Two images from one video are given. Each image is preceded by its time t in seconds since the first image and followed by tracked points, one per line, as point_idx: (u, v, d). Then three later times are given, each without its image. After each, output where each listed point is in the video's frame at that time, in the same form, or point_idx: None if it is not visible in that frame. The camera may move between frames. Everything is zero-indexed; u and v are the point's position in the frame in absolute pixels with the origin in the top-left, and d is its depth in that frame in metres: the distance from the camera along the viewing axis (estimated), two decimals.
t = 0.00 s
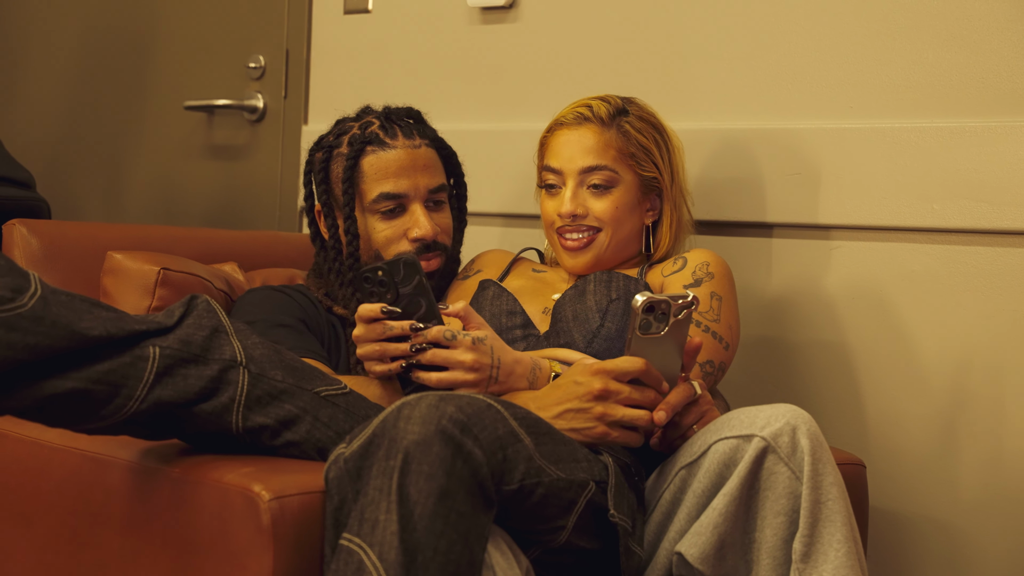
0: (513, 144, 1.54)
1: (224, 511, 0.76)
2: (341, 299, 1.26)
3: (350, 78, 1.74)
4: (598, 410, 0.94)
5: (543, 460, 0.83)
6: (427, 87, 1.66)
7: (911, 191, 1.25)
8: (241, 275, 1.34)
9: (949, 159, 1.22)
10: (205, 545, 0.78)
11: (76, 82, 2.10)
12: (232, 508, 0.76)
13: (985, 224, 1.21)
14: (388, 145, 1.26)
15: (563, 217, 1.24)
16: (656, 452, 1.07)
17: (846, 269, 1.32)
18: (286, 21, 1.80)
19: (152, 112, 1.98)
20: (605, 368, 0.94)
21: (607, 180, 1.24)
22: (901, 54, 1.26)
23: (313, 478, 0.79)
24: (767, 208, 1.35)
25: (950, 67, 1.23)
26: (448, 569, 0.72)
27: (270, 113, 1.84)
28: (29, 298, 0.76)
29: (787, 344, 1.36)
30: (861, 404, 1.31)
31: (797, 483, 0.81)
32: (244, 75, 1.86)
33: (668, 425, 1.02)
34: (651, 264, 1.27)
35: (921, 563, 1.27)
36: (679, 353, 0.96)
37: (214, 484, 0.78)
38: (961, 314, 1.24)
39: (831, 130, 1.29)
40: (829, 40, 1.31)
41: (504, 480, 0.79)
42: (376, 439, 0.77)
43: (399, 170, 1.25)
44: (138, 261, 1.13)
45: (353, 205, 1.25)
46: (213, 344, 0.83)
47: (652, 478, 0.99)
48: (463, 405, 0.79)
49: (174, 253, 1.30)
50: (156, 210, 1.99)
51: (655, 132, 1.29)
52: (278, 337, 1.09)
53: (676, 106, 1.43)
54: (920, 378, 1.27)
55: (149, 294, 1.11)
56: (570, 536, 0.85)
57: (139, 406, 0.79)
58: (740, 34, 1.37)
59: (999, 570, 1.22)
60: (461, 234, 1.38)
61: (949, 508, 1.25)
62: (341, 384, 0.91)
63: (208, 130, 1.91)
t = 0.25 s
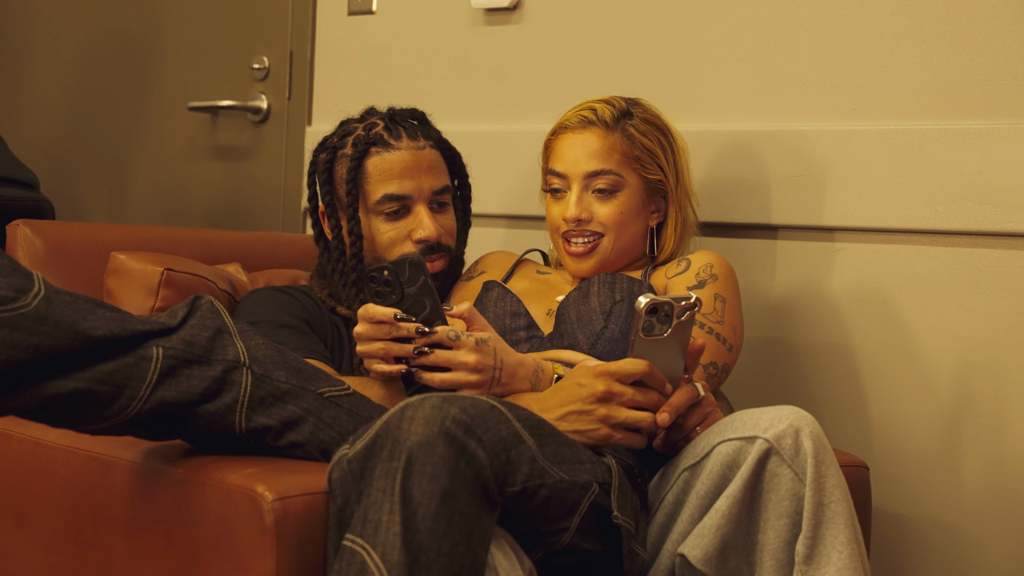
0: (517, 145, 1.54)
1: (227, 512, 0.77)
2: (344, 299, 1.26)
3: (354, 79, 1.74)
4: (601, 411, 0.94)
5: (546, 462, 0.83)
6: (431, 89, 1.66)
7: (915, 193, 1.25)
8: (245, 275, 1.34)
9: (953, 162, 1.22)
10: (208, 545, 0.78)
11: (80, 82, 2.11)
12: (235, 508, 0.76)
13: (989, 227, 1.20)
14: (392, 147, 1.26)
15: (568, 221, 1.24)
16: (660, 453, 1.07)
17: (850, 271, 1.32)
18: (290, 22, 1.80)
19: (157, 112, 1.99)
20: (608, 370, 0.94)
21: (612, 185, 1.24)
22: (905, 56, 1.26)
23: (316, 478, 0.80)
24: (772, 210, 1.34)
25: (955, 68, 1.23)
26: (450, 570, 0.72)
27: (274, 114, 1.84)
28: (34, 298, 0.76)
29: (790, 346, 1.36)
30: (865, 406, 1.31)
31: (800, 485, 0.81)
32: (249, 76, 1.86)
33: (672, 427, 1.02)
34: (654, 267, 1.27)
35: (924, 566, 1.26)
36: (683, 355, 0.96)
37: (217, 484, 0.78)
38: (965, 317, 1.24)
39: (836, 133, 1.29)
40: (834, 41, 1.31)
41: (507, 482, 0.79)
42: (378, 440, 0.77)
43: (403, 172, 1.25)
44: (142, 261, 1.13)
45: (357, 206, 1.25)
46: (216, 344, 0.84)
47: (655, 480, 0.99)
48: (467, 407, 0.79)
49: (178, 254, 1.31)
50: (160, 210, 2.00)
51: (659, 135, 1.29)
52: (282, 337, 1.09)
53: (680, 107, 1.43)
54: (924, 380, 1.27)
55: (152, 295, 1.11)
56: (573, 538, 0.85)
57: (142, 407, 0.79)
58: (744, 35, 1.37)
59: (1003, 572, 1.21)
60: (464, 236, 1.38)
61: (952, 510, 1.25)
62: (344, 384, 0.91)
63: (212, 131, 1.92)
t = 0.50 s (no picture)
0: (519, 146, 1.54)
1: (229, 512, 0.77)
2: (346, 299, 1.26)
3: (356, 80, 1.75)
4: (602, 413, 0.94)
5: (547, 462, 0.83)
6: (433, 90, 1.66)
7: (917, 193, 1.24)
8: (247, 276, 1.34)
9: (955, 162, 1.22)
10: (209, 546, 0.78)
11: (82, 83, 2.11)
12: (237, 509, 0.76)
13: (990, 228, 1.20)
14: (394, 147, 1.26)
15: (570, 222, 1.24)
16: (661, 454, 1.07)
17: (852, 272, 1.32)
18: (292, 23, 1.80)
19: (158, 113, 1.99)
20: (609, 371, 0.94)
21: (614, 185, 1.24)
22: (907, 56, 1.26)
23: (318, 479, 0.80)
24: (774, 211, 1.34)
25: (956, 69, 1.23)
26: (452, 570, 0.72)
27: (275, 115, 1.84)
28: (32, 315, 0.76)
29: (792, 347, 1.36)
30: (866, 406, 1.31)
31: (801, 485, 0.81)
32: (250, 76, 1.86)
33: (673, 427, 1.02)
34: (657, 267, 1.27)
35: (926, 566, 1.26)
36: (684, 355, 0.96)
37: (219, 485, 0.78)
38: (967, 317, 1.24)
39: (837, 133, 1.29)
40: (836, 42, 1.31)
41: (509, 483, 0.79)
42: (380, 441, 0.77)
43: (405, 172, 1.25)
44: (144, 262, 1.13)
45: (359, 207, 1.25)
46: (216, 346, 0.84)
47: (657, 480, 0.99)
48: (468, 407, 0.79)
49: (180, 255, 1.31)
50: (162, 211, 2.00)
51: (661, 135, 1.29)
52: (284, 338, 1.09)
53: (682, 108, 1.43)
54: (925, 381, 1.27)
55: (154, 295, 1.11)
56: (575, 538, 0.85)
57: (144, 413, 0.80)
58: (746, 35, 1.37)
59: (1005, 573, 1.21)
60: (466, 236, 1.38)
61: (954, 511, 1.25)
62: (345, 385, 0.91)
63: (214, 132, 1.92)
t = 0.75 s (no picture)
0: (520, 145, 1.54)
1: (230, 512, 0.77)
2: (347, 299, 1.26)
3: (357, 80, 1.75)
4: (604, 413, 0.94)
5: (549, 462, 0.83)
6: (434, 89, 1.66)
7: (918, 193, 1.24)
8: (249, 276, 1.34)
9: (956, 162, 1.22)
10: (211, 547, 0.78)
11: (83, 83, 2.11)
12: (239, 509, 0.76)
13: (991, 227, 1.20)
14: (395, 147, 1.26)
15: (572, 221, 1.24)
16: (663, 454, 1.07)
17: (853, 271, 1.32)
18: (293, 23, 1.80)
19: (159, 113, 1.99)
20: (611, 371, 0.94)
21: (616, 185, 1.24)
22: (908, 56, 1.26)
23: (320, 479, 0.80)
24: (775, 210, 1.34)
25: (958, 68, 1.23)
26: (454, 570, 0.72)
27: (277, 115, 1.85)
28: (24, 371, 0.75)
29: (793, 347, 1.36)
30: (868, 406, 1.31)
31: (803, 485, 0.81)
32: (251, 76, 1.86)
33: (675, 427, 1.02)
34: (658, 268, 1.27)
35: (927, 566, 1.26)
36: (686, 355, 0.96)
37: (220, 485, 0.78)
38: (968, 317, 1.24)
39: (839, 133, 1.29)
40: (837, 41, 1.31)
41: (511, 482, 0.79)
42: (382, 441, 0.77)
43: (406, 172, 1.25)
44: (145, 262, 1.13)
45: (360, 206, 1.25)
46: (213, 355, 0.84)
47: (659, 481, 0.99)
48: (470, 407, 0.79)
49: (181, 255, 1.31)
50: (163, 211, 2.00)
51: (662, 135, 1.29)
52: (285, 338, 1.09)
53: (683, 107, 1.43)
54: (927, 381, 1.27)
55: (155, 295, 1.11)
56: (577, 538, 0.85)
57: (150, 435, 0.81)
58: (747, 35, 1.37)
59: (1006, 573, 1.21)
60: (467, 236, 1.38)
61: (955, 510, 1.25)
62: (346, 386, 0.91)
63: (215, 132, 1.92)
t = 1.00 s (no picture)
0: (520, 145, 1.55)
1: (231, 513, 0.77)
2: (348, 300, 1.26)
3: (357, 80, 1.75)
4: (604, 413, 0.94)
5: (550, 462, 0.83)
6: (434, 89, 1.66)
7: (919, 192, 1.24)
8: (249, 276, 1.34)
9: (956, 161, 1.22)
10: (213, 548, 0.78)
11: (83, 84, 2.11)
12: (240, 509, 0.76)
13: (991, 226, 1.20)
14: (395, 147, 1.26)
15: (571, 220, 1.24)
16: (663, 454, 1.07)
17: (853, 271, 1.32)
18: (293, 23, 1.80)
19: (160, 113, 1.99)
20: (610, 371, 0.94)
21: (615, 184, 1.24)
22: (908, 55, 1.26)
23: (321, 479, 0.80)
24: (775, 210, 1.34)
25: (957, 67, 1.23)
26: (456, 570, 0.72)
27: (277, 115, 1.85)
28: (30, 448, 0.72)
29: (793, 346, 1.36)
30: (868, 405, 1.31)
31: (803, 484, 0.81)
32: (252, 76, 1.86)
33: (675, 427, 1.02)
34: (658, 267, 1.27)
35: (927, 565, 1.27)
36: (685, 355, 0.96)
37: (221, 485, 0.78)
38: (968, 317, 1.24)
39: (839, 132, 1.29)
40: (837, 41, 1.31)
41: (512, 482, 0.79)
42: (383, 441, 0.78)
43: (406, 172, 1.25)
44: (145, 263, 1.13)
45: (360, 207, 1.25)
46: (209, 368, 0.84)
47: (659, 480, 0.99)
48: (471, 408, 0.79)
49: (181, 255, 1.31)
50: (164, 211, 2.00)
51: (662, 134, 1.29)
52: (285, 339, 1.10)
53: (683, 107, 1.43)
54: (927, 380, 1.27)
55: (156, 296, 1.12)
56: (578, 538, 0.85)
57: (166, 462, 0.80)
58: (747, 35, 1.37)
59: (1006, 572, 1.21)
60: (467, 236, 1.38)
61: (955, 509, 1.25)
62: (346, 387, 0.91)
63: (216, 132, 1.92)
